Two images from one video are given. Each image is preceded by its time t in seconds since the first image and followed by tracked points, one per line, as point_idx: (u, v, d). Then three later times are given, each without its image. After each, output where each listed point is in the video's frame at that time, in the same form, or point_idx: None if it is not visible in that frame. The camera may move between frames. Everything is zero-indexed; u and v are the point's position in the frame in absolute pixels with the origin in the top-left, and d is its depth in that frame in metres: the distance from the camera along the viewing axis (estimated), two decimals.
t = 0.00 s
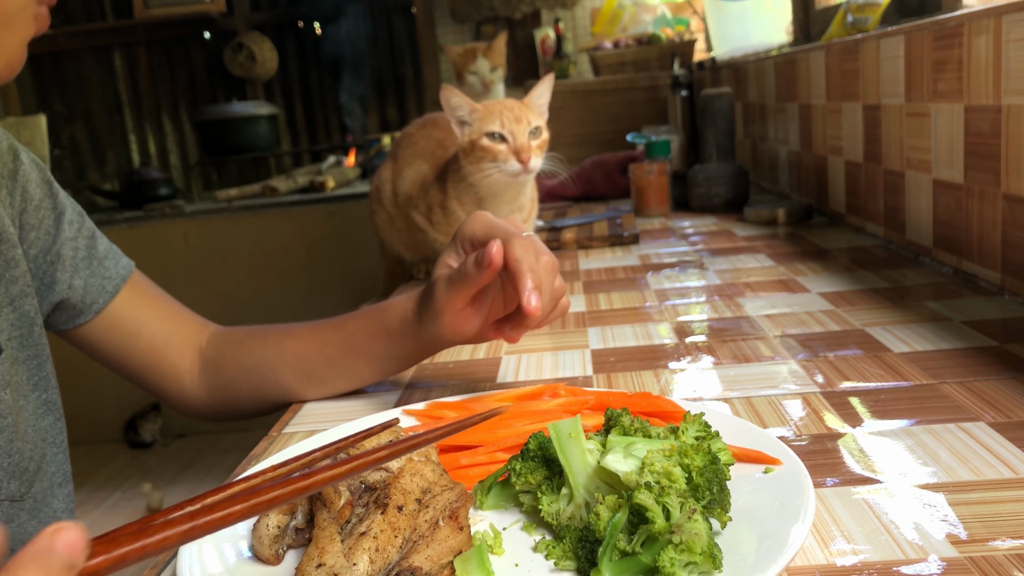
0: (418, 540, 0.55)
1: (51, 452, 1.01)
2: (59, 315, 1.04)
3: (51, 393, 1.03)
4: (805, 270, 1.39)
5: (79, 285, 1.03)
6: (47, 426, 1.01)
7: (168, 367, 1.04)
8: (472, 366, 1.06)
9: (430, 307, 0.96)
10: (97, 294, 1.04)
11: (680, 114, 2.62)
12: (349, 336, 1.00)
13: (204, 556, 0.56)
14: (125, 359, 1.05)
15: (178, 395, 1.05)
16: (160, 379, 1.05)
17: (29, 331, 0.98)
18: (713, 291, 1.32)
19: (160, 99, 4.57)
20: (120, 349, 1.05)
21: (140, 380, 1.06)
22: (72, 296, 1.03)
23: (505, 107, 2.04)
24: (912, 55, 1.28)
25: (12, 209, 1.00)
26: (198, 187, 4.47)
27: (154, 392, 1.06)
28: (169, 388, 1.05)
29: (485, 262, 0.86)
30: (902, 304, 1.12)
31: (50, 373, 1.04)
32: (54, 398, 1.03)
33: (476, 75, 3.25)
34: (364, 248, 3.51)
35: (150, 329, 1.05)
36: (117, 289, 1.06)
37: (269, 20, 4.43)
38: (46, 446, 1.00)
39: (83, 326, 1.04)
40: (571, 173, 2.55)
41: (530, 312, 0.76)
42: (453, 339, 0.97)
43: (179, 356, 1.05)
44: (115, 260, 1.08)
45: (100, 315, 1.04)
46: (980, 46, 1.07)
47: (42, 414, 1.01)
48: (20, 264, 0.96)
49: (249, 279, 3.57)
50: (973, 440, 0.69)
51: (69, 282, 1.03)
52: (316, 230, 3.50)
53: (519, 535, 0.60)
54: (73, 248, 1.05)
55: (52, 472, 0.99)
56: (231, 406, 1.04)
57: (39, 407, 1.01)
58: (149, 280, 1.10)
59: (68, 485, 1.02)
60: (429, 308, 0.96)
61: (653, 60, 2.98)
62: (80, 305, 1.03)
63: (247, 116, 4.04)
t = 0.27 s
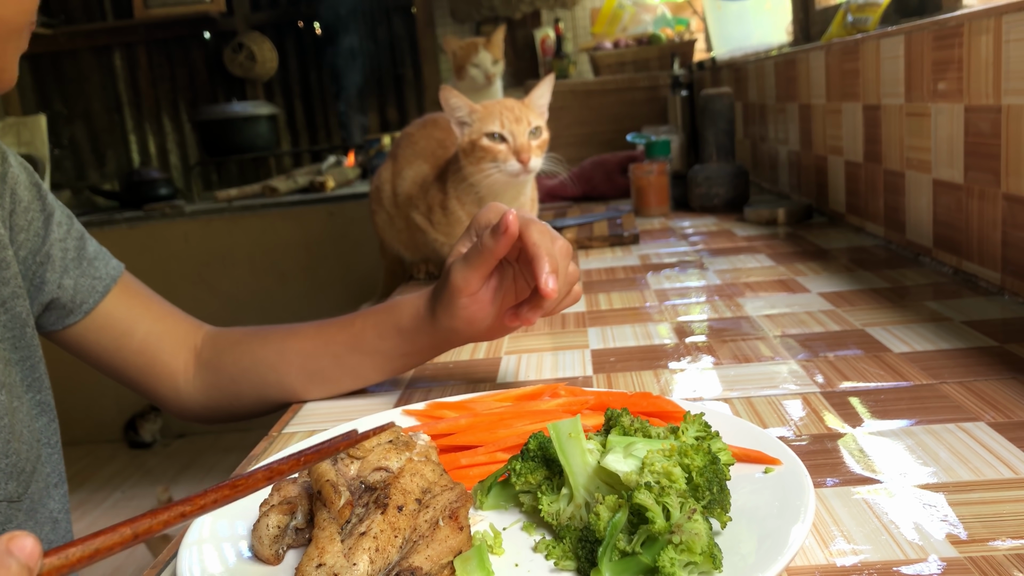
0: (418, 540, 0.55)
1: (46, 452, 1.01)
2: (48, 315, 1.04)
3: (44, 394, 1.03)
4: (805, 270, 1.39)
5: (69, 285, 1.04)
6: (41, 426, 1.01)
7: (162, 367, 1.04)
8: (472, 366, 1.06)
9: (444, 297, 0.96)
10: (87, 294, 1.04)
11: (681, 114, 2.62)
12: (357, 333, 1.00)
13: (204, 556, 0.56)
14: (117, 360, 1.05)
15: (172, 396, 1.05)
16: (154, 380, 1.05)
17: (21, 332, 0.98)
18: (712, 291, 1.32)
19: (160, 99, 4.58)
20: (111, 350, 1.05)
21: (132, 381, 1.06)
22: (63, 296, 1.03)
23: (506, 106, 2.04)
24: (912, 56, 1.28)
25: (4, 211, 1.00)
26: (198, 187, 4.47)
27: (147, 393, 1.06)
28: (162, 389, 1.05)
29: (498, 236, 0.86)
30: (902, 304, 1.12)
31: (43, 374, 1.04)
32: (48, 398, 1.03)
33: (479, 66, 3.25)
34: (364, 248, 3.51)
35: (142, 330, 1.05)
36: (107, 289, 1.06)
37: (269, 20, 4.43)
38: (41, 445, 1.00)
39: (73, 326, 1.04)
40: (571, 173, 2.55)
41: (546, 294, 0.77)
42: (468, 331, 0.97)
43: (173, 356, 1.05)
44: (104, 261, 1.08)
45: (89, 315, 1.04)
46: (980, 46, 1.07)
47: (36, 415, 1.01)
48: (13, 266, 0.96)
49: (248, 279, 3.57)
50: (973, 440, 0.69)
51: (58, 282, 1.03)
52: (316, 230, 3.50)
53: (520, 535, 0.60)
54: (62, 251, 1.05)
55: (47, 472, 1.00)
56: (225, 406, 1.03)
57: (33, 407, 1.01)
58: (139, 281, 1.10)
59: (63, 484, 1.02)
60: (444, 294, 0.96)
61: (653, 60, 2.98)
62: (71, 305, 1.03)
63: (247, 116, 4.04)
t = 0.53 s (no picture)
0: (417, 540, 0.55)
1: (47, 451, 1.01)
2: (50, 314, 1.05)
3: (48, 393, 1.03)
4: (805, 270, 1.39)
5: (70, 284, 1.03)
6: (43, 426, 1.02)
7: (163, 366, 1.04)
8: (472, 365, 1.06)
9: (445, 293, 0.96)
10: (88, 293, 1.04)
11: (681, 114, 2.63)
12: (358, 332, 1.00)
13: (204, 556, 0.56)
14: (117, 360, 1.05)
15: (172, 396, 1.05)
16: (155, 379, 1.05)
17: (24, 332, 0.98)
18: (713, 291, 1.32)
19: (160, 99, 4.58)
20: (112, 349, 1.05)
21: (133, 381, 1.06)
22: (65, 295, 1.03)
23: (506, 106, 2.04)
24: (912, 56, 1.28)
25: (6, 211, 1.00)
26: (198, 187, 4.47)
27: (148, 393, 1.06)
28: (162, 388, 1.04)
29: (495, 229, 0.85)
30: (902, 304, 1.12)
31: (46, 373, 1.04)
32: (51, 397, 1.03)
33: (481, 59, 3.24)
34: (364, 249, 3.51)
35: (143, 329, 1.05)
36: (109, 289, 1.05)
37: (269, 20, 4.43)
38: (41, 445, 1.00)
39: (74, 325, 1.04)
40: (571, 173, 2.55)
41: (546, 291, 0.77)
42: (469, 327, 0.97)
43: (174, 355, 1.05)
44: (107, 260, 1.08)
45: (91, 315, 1.04)
46: (980, 45, 1.07)
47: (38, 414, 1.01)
48: (15, 265, 0.96)
49: (249, 279, 3.57)
50: (973, 440, 0.69)
51: (60, 281, 1.03)
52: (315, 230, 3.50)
53: (519, 535, 0.60)
54: (65, 250, 1.05)
55: (46, 472, 1.00)
56: (225, 406, 1.03)
57: (35, 406, 1.01)
58: (141, 280, 1.10)
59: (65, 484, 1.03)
60: (445, 288, 0.96)
61: (653, 60, 2.98)
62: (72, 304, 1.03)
63: (247, 116, 4.04)
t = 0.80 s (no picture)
0: (418, 540, 0.55)
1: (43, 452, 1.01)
2: (49, 314, 1.05)
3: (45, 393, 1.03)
4: (805, 270, 1.39)
5: (68, 284, 1.03)
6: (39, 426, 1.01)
7: (162, 366, 1.04)
8: (472, 365, 1.06)
9: (445, 294, 0.96)
10: (87, 293, 1.04)
11: (681, 114, 2.63)
12: (358, 333, 1.01)
13: (204, 556, 0.56)
14: (117, 361, 1.05)
15: (171, 397, 1.05)
16: (154, 379, 1.05)
17: (22, 332, 0.99)
18: (712, 291, 1.32)
19: (160, 99, 4.57)
20: (111, 349, 1.05)
21: (132, 382, 1.06)
22: (63, 295, 1.03)
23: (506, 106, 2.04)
24: (912, 56, 1.28)
25: (5, 211, 1.00)
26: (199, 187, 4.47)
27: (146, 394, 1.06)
28: (161, 388, 1.05)
29: (496, 230, 0.85)
30: (902, 304, 1.12)
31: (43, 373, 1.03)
32: (49, 397, 1.03)
33: (484, 53, 3.24)
34: (364, 249, 3.51)
35: (142, 329, 1.05)
36: (107, 289, 1.05)
37: (269, 20, 4.43)
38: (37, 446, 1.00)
39: (73, 325, 1.04)
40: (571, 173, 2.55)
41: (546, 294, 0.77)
42: (469, 328, 0.97)
43: (173, 356, 1.05)
44: (106, 260, 1.08)
45: (89, 315, 1.04)
46: (979, 45, 1.07)
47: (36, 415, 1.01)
48: (13, 266, 0.96)
49: (249, 279, 3.57)
50: (973, 440, 0.69)
51: (58, 281, 1.03)
52: (315, 230, 3.50)
53: (519, 534, 0.60)
54: (65, 250, 1.05)
55: (44, 472, 1.00)
56: (224, 407, 1.03)
57: (32, 407, 1.01)
58: (140, 280, 1.10)
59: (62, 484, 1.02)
60: (444, 289, 0.96)
61: (653, 60, 2.98)
62: (71, 304, 1.03)
63: (247, 116, 4.04)
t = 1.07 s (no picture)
0: (425, 543, 0.55)
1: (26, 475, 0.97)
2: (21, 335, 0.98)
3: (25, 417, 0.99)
4: (804, 270, 1.39)
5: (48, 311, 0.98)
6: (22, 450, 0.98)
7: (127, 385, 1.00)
8: (471, 365, 1.06)
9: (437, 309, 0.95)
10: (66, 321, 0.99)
11: (680, 114, 2.62)
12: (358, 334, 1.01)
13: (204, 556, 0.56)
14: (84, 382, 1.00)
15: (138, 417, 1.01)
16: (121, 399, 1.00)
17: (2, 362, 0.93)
18: (712, 291, 1.32)
19: (160, 100, 4.58)
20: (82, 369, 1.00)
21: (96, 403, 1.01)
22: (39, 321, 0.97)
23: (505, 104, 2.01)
24: (912, 55, 1.28)
25: None
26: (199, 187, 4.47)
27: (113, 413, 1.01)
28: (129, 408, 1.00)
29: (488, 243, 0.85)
30: (902, 304, 1.12)
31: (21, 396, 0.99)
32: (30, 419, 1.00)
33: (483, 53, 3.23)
34: (365, 248, 3.51)
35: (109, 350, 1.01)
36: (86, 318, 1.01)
37: (269, 20, 4.43)
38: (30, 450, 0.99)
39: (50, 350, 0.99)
40: (571, 173, 2.55)
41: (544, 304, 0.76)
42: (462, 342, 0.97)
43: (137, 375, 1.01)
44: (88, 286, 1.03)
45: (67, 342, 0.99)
46: (979, 45, 1.07)
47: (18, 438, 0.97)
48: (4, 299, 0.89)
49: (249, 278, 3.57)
50: (973, 440, 0.69)
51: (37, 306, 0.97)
52: (315, 230, 3.50)
53: (520, 534, 0.60)
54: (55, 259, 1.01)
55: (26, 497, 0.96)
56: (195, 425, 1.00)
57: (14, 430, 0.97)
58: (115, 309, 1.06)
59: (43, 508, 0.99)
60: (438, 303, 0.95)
61: (653, 60, 2.98)
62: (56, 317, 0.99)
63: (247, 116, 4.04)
